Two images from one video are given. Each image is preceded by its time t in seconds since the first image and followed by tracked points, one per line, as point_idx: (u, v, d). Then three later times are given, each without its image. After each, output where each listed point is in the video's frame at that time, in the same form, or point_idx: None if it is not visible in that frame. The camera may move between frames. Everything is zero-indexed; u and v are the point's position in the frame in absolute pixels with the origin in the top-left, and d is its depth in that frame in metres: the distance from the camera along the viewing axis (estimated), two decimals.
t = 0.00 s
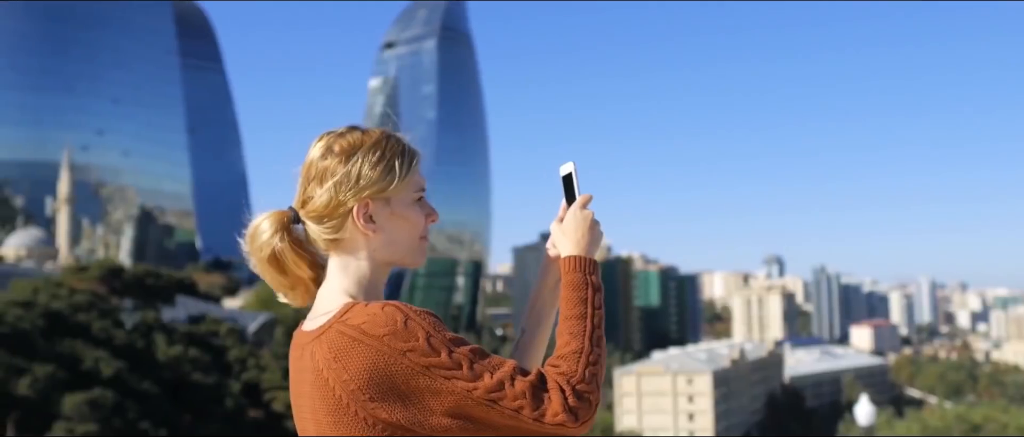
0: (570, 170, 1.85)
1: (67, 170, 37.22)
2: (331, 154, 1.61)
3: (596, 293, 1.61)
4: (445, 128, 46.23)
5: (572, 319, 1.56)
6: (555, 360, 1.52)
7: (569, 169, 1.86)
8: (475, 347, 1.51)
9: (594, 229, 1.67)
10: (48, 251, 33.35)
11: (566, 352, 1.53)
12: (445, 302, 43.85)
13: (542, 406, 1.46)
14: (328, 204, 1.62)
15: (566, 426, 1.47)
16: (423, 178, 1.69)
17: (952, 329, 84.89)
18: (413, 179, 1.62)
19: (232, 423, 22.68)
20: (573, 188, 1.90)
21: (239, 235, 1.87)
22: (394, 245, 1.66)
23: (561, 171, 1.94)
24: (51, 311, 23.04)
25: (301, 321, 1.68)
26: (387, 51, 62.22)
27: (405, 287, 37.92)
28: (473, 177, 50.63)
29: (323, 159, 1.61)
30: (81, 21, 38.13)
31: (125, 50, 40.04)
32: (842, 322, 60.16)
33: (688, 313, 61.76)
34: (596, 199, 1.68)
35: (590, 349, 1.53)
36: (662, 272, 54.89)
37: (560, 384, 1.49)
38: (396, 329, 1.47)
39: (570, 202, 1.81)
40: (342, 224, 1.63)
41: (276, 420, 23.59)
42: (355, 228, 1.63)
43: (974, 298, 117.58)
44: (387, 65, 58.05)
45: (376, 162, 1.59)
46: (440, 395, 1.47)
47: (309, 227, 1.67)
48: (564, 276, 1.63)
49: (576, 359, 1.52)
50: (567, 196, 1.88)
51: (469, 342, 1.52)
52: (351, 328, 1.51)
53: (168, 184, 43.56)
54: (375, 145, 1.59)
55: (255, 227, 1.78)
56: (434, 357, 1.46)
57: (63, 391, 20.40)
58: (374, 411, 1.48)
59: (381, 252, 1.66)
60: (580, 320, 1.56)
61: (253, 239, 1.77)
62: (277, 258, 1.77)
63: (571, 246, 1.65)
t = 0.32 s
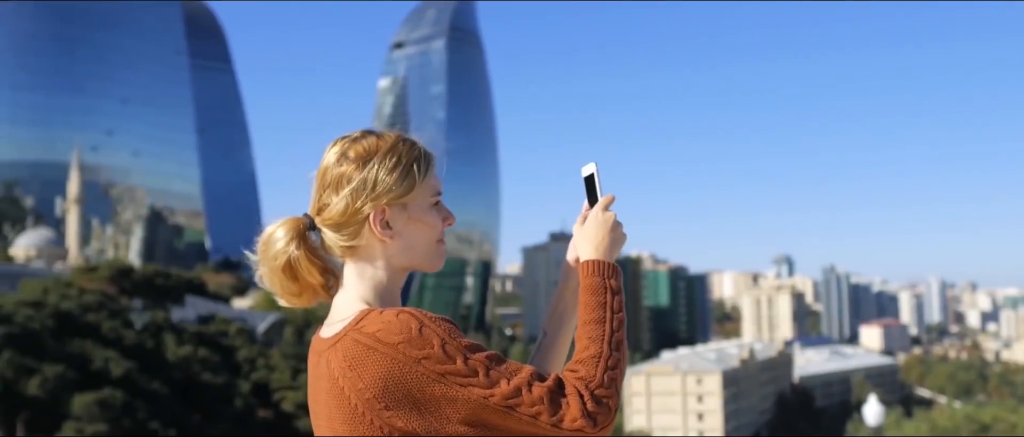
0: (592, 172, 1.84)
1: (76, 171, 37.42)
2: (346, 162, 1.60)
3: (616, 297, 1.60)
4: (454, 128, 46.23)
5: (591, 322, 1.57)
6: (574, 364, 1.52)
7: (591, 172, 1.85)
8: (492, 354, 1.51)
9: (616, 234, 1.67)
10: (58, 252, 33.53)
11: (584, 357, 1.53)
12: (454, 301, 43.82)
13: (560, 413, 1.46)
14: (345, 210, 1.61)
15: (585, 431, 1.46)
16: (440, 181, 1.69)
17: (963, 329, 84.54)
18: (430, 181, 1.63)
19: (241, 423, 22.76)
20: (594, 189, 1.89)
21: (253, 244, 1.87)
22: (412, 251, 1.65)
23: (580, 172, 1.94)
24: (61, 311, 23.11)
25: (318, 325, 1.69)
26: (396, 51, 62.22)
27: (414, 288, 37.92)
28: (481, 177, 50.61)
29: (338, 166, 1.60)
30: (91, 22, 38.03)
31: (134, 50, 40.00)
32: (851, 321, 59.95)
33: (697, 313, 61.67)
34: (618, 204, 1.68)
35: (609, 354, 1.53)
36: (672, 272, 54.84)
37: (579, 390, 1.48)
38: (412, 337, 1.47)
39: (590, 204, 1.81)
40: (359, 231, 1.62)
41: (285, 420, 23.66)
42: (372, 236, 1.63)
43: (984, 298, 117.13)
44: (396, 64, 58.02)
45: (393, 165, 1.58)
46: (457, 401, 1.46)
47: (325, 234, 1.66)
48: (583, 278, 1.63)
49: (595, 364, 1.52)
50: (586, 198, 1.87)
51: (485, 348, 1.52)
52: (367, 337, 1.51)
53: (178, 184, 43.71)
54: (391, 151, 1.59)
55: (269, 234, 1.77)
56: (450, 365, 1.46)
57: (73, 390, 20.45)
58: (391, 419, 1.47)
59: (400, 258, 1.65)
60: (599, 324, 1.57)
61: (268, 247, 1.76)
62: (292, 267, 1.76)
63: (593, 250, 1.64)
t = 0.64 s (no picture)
0: (591, 169, 1.84)
1: (88, 171, 37.60)
2: (343, 160, 1.60)
3: (617, 296, 1.60)
4: (464, 127, 46.23)
5: (593, 325, 1.56)
6: (573, 367, 1.52)
7: (591, 168, 1.84)
8: (490, 357, 1.51)
9: (617, 232, 1.66)
10: (69, 252, 33.98)
11: (585, 359, 1.53)
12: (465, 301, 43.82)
13: (558, 417, 1.46)
14: (342, 211, 1.61)
15: (583, 435, 1.47)
16: (439, 180, 1.68)
17: (974, 329, 84.12)
18: (428, 180, 1.62)
19: (252, 424, 22.73)
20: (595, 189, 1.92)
21: (253, 244, 1.88)
22: (409, 252, 1.65)
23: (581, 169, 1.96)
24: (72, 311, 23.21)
25: (316, 326, 1.68)
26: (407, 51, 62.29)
27: (424, 288, 37.95)
28: (492, 177, 50.61)
29: (337, 164, 1.60)
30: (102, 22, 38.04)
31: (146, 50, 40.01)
32: (863, 321, 59.72)
33: (708, 313, 61.57)
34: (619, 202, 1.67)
35: (608, 357, 1.53)
36: (683, 272, 54.75)
37: (578, 394, 1.48)
38: (407, 340, 1.47)
39: (593, 203, 1.81)
40: (356, 231, 1.63)
41: (296, 420, 23.60)
42: (371, 235, 1.62)
43: (996, 298, 116.49)
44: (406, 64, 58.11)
45: (392, 163, 1.58)
46: (456, 405, 1.46)
47: (323, 234, 1.67)
48: (585, 278, 1.62)
49: (594, 367, 1.52)
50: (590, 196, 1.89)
51: (484, 352, 1.53)
52: (360, 339, 1.51)
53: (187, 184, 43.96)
54: (390, 149, 1.58)
55: (268, 234, 1.78)
56: (447, 367, 1.46)
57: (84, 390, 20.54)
58: (386, 422, 1.48)
59: (397, 259, 1.66)
60: (601, 326, 1.56)
61: (268, 247, 1.78)
62: (292, 267, 1.77)
63: (594, 249, 1.64)
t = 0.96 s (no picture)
0: (583, 162, 1.88)
1: (102, 172, 37.78)
2: (325, 153, 1.66)
3: (605, 287, 1.64)
4: (477, 127, 46.31)
5: (578, 318, 1.60)
6: (557, 361, 1.56)
7: (582, 161, 1.88)
8: (471, 350, 1.56)
9: (605, 224, 1.70)
10: (83, 252, 34.24)
11: (568, 352, 1.56)
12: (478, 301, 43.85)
13: (540, 412, 1.51)
14: (324, 203, 1.68)
15: (565, 430, 1.52)
16: (423, 174, 1.73)
17: (990, 329, 83.65)
18: (411, 173, 1.67)
19: (266, 423, 22.67)
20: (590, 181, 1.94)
21: (238, 238, 1.97)
22: (393, 245, 1.70)
23: (576, 164, 1.99)
24: (86, 311, 23.35)
25: (302, 319, 1.76)
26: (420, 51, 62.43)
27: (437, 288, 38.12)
28: (504, 177, 50.66)
29: (319, 156, 1.66)
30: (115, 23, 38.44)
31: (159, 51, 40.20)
32: (876, 321, 59.46)
33: (722, 312, 61.53)
34: (606, 195, 1.71)
35: (592, 351, 1.56)
36: (696, 272, 54.66)
37: (560, 388, 1.53)
38: (388, 334, 1.54)
39: (584, 194, 1.84)
40: (340, 224, 1.69)
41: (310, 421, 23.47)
42: (353, 228, 1.69)
43: (1011, 298, 115.83)
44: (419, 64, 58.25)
45: (374, 156, 1.63)
46: (434, 396, 1.52)
47: (306, 227, 1.73)
48: (572, 272, 1.67)
49: (579, 360, 1.55)
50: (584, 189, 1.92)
51: (465, 345, 1.57)
52: (342, 333, 1.58)
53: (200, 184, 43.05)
54: (371, 141, 1.64)
55: (252, 228, 1.87)
56: (426, 362, 1.52)
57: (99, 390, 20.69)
58: (366, 417, 1.55)
59: (381, 251, 1.71)
60: (585, 319, 1.60)
61: (250, 241, 1.86)
62: (273, 262, 1.86)
63: (583, 242, 1.68)
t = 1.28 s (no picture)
0: (566, 149, 1.82)
1: (120, 173, 37.98)
2: (308, 139, 1.60)
3: (590, 275, 1.58)
4: (492, 127, 46.32)
5: (562, 303, 1.55)
6: (542, 349, 1.51)
7: (565, 147, 1.83)
8: (454, 339, 1.50)
9: (588, 209, 1.64)
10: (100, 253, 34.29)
11: (553, 339, 1.51)
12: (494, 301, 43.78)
13: (524, 397, 1.45)
14: (305, 190, 1.61)
15: (550, 417, 1.45)
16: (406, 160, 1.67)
17: (1008, 330, 83.15)
18: (395, 162, 1.62)
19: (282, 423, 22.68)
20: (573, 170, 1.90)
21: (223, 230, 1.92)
22: (376, 233, 1.64)
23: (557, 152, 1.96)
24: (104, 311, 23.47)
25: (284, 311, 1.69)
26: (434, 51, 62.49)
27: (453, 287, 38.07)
28: (518, 177, 50.61)
29: (301, 144, 1.60)
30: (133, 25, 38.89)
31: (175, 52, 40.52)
32: (893, 321, 59.19)
33: (738, 312, 61.46)
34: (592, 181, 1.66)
35: (577, 337, 1.51)
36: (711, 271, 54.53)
37: (545, 374, 1.47)
38: (370, 320, 1.47)
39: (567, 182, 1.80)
40: (321, 211, 1.62)
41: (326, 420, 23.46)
42: (336, 216, 1.62)
43: None
44: (434, 65, 58.33)
45: (357, 141, 1.57)
46: (418, 385, 1.46)
47: (289, 215, 1.67)
48: (557, 259, 1.61)
49: (563, 347, 1.50)
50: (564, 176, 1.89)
51: (452, 333, 1.51)
52: (323, 322, 1.50)
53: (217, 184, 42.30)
54: (354, 128, 1.58)
55: (234, 216, 1.82)
56: (409, 349, 1.46)
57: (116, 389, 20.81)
58: (349, 405, 1.47)
59: (365, 239, 1.65)
60: (570, 306, 1.54)
61: (233, 228, 1.81)
62: (258, 250, 1.81)
63: (566, 228, 1.63)
